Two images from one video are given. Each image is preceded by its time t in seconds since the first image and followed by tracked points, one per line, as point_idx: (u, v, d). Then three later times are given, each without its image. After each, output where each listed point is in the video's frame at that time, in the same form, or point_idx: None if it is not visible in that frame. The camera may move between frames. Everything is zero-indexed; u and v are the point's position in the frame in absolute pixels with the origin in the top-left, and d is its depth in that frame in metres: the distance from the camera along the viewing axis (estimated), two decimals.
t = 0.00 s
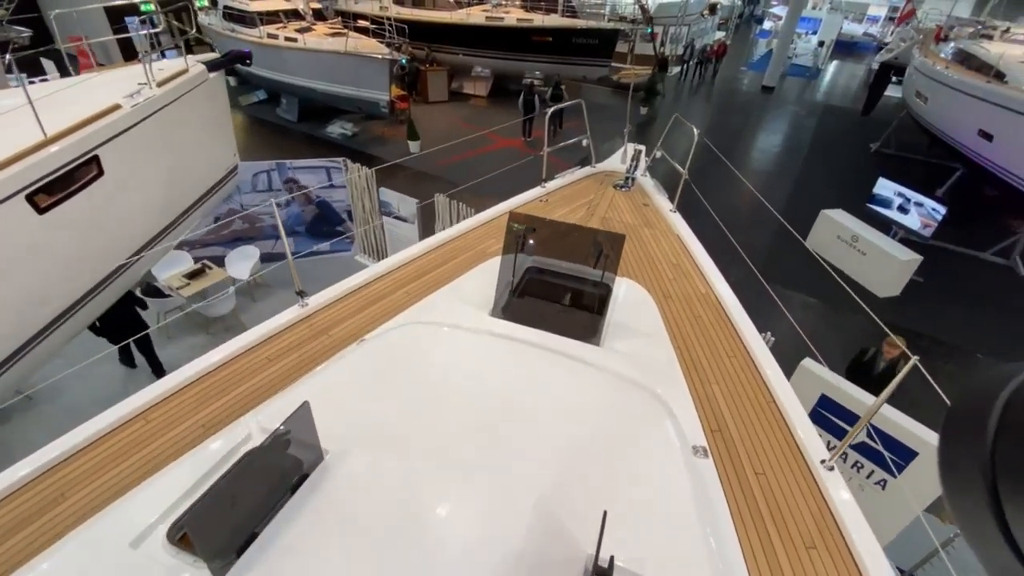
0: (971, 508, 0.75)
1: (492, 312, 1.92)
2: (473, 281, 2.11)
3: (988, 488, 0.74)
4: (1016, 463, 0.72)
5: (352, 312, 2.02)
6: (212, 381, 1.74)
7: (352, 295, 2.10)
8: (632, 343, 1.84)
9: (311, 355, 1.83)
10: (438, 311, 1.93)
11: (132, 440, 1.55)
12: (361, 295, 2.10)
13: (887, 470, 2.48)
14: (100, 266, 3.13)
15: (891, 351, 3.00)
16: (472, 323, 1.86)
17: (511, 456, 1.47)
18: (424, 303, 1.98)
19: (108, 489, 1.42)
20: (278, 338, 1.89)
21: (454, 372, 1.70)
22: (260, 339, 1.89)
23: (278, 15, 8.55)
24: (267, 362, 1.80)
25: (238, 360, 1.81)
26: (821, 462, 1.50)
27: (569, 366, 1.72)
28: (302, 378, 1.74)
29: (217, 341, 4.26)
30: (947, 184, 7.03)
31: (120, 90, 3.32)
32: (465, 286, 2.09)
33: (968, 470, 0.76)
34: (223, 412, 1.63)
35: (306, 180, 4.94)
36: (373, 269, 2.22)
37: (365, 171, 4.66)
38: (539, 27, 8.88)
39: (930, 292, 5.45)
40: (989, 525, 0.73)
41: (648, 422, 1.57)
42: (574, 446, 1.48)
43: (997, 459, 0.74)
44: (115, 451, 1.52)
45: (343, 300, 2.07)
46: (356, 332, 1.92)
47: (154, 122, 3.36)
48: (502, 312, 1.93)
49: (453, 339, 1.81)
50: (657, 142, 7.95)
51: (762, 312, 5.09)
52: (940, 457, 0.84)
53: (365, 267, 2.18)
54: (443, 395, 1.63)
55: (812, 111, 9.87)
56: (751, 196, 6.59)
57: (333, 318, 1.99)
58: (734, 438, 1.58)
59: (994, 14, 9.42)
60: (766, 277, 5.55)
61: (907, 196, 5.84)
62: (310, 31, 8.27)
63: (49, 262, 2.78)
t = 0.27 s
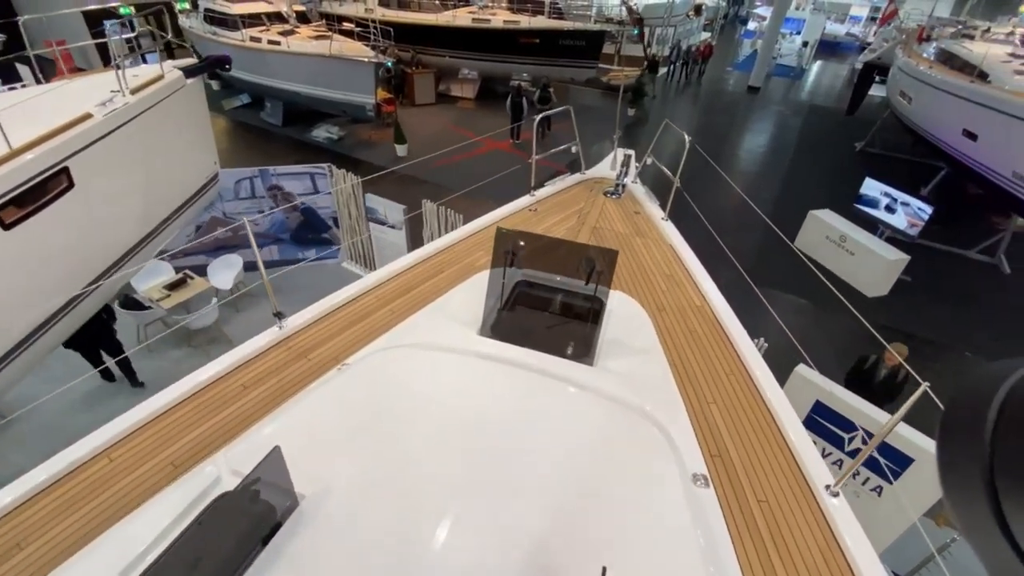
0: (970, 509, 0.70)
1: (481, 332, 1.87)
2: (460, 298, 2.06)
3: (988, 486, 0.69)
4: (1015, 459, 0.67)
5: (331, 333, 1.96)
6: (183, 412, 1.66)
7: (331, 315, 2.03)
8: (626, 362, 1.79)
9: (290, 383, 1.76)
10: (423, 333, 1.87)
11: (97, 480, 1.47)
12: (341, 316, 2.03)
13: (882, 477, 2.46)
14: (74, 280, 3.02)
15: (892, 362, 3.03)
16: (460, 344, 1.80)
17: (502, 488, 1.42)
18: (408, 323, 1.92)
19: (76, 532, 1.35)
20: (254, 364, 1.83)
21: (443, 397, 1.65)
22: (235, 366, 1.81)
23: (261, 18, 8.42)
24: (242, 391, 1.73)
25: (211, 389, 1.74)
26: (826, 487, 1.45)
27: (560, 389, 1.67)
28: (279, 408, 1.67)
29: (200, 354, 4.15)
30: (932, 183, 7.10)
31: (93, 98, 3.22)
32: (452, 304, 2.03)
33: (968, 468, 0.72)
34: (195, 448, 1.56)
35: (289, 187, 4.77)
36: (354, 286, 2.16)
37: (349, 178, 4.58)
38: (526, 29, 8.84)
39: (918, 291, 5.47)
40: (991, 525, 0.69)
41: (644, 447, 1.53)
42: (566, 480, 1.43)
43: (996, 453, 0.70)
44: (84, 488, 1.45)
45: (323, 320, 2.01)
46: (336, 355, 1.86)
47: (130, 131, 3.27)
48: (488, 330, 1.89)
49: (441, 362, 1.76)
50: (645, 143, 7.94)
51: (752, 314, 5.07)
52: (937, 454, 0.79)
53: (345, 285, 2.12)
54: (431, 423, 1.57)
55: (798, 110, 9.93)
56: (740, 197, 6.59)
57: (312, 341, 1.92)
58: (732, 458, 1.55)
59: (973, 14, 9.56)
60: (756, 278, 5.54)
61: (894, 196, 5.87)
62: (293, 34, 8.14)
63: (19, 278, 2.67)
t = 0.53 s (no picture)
0: (966, 507, 0.64)
1: (466, 352, 1.81)
2: (443, 316, 1.99)
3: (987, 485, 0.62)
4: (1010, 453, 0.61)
5: (308, 353, 1.89)
6: (149, 443, 1.58)
7: (307, 335, 1.97)
8: (618, 381, 1.74)
9: (264, 409, 1.69)
10: (406, 356, 1.80)
11: (51, 525, 1.38)
12: (317, 335, 1.97)
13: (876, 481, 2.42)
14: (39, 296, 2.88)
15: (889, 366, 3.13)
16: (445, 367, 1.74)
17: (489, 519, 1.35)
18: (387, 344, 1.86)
19: None
20: (226, 389, 1.75)
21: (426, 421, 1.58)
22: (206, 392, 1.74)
23: (238, 21, 8.26)
24: (210, 422, 1.65)
25: (179, 418, 1.65)
26: (833, 515, 1.40)
27: (550, 414, 1.63)
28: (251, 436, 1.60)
29: (178, 368, 4.01)
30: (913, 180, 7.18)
31: (57, 104, 3.09)
32: (436, 322, 1.97)
33: (960, 462, 0.66)
34: (162, 484, 1.48)
35: (268, 195, 4.59)
36: (331, 304, 2.10)
37: (332, 184, 4.46)
38: (510, 31, 8.78)
39: (903, 288, 5.51)
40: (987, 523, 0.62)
41: (640, 477, 1.47)
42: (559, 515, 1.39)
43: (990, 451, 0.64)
44: (39, 534, 1.36)
45: (299, 340, 1.94)
46: (312, 378, 1.79)
47: (94, 137, 3.08)
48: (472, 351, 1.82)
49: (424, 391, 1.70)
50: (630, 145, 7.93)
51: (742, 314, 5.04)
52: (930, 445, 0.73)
53: (322, 302, 2.05)
54: (418, 457, 1.53)
55: (780, 110, 10.01)
56: (725, 197, 6.60)
57: (287, 362, 1.86)
58: (732, 479, 1.51)
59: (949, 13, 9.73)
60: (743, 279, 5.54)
61: (878, 194, 5.90)
62: (272, 36, 7.99)
63: None
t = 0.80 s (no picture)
0: (961, 493, 0.65)
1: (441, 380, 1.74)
2: (421, 341, 1.92)
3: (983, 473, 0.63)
4: (1008, 444, 0.61)
5: (281, 379, 1.82)
6: (111, 484, 1.49)
7: (280, 359, 1.89)
8: (605, 408, 1.68)
9: (235, 443, 1.61)
10: (382, 386, 1.73)
11: None
12: (291, 359, 1.90)
13: (866, 487, 2.40)
14: None
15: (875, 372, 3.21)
16: (422, 397, 1.67)
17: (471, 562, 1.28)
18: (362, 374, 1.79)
19: None
20: (194, 421, 1.67)
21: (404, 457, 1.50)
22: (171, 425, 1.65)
23: (211, 25, 8.06)
24: (166, 465, 1.55)
25: (136, 459, 1.56)
26: (831, 546, 1.35)
27: (533, 443, 1.56)
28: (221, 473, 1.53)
29: (150, 387, 3.85)
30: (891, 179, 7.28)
31: (11, 116, 2.93)
32: (414, 348, 1.90)
33: (955, 453, 0.66)
34: (123, 529, 1.39)
35: (243, 205, 4.39)
36: (305, 324, 2.02)
37: (308, 193, 4.33)
38: (489, 33, 8.71)
39: (884, 286, 5.55)
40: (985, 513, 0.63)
41: (628, 513, 1.41)
42: (542, 556, 1.33)
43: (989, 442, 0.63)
44: None
45: (271, 365, 1.87)
46: (286, 407, 1.72)
47: (55, 149, 2.94)
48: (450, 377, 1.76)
49: (400, 424, 1.63)
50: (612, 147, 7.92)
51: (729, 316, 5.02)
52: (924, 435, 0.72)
53: (295, 324, 1.98)
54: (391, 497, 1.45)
55: (760, 110, 10.10)
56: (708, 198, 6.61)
57: (259, 390, 1.78)
58: (722, 506, 1.46)
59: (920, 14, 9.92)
60: (728, 280, 5.53)
61: (858, 194, 5.96)
62: (247, 40, 7.81)
63: None
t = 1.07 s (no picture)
0: (968, 499, 0.76)
1: (416, 408, 1.68)
2: (394, 367, 1.86)
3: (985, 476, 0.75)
4: (1011, 455, 0.72)
5: (257, 403, 1.76)
6: (78, 521, 1.43)
7: (256, 381, 1.83)
8: (588, 433, 1.63)
9: (192, 486, 1.51)
10: (352, 418, 1.66)
11: None
12: (268, 381, 1.84)
13: (850, 489, 2.39)
14: None
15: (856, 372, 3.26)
16: (393, 430, 1.60)
17: None
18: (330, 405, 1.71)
19: None
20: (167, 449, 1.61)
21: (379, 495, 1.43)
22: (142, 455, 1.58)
23: (180, 30, 7.85)
24: (115, 514, 1.44)
25: (83, 508, 1.45)
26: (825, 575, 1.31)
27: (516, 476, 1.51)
28: (198, 505, 1.47)
29: (119, 407, 3.69)
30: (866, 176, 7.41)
31: None
32: (386, 375, 1.83)
33: (966, 461, 0.78)
34: None
35: (214, 216, 4.28)
36: (281, 343, 1.96)
37: (282, 202, 4.21)
38: (467, 36, 8.64)
39: (862, 281, 5.63)
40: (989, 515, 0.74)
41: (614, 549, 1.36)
42: None
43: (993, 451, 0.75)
44: None
45: (247, 388, 1.81)
46: (263, 433, 1.66)
47: (10, 164, 2.82)
48: (425, 407, 1.68)
49: (373, 460, 1.57)
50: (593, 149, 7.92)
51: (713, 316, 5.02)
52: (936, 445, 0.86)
53: (271, 344, 1.92)
54: (369, 541, 1.39)
55: (737, 109, 10.22)
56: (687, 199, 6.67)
57: (235, 415, 1.72)
58: (711, 530, 1.42)
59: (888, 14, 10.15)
60: (710, 279, 5.54)
61: (834, 193, 6.02)
62: (217, 45, 7.61)
63: None
